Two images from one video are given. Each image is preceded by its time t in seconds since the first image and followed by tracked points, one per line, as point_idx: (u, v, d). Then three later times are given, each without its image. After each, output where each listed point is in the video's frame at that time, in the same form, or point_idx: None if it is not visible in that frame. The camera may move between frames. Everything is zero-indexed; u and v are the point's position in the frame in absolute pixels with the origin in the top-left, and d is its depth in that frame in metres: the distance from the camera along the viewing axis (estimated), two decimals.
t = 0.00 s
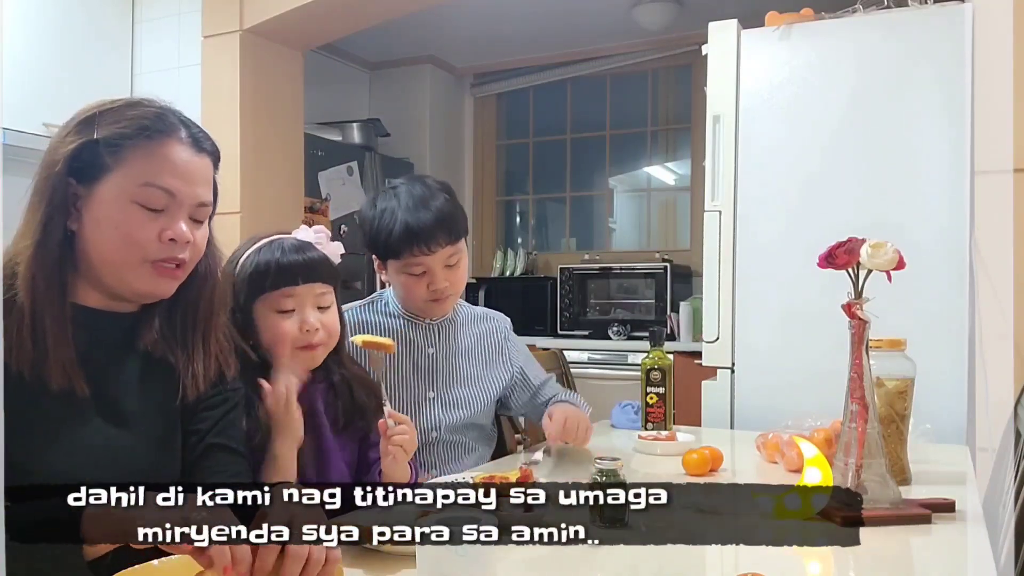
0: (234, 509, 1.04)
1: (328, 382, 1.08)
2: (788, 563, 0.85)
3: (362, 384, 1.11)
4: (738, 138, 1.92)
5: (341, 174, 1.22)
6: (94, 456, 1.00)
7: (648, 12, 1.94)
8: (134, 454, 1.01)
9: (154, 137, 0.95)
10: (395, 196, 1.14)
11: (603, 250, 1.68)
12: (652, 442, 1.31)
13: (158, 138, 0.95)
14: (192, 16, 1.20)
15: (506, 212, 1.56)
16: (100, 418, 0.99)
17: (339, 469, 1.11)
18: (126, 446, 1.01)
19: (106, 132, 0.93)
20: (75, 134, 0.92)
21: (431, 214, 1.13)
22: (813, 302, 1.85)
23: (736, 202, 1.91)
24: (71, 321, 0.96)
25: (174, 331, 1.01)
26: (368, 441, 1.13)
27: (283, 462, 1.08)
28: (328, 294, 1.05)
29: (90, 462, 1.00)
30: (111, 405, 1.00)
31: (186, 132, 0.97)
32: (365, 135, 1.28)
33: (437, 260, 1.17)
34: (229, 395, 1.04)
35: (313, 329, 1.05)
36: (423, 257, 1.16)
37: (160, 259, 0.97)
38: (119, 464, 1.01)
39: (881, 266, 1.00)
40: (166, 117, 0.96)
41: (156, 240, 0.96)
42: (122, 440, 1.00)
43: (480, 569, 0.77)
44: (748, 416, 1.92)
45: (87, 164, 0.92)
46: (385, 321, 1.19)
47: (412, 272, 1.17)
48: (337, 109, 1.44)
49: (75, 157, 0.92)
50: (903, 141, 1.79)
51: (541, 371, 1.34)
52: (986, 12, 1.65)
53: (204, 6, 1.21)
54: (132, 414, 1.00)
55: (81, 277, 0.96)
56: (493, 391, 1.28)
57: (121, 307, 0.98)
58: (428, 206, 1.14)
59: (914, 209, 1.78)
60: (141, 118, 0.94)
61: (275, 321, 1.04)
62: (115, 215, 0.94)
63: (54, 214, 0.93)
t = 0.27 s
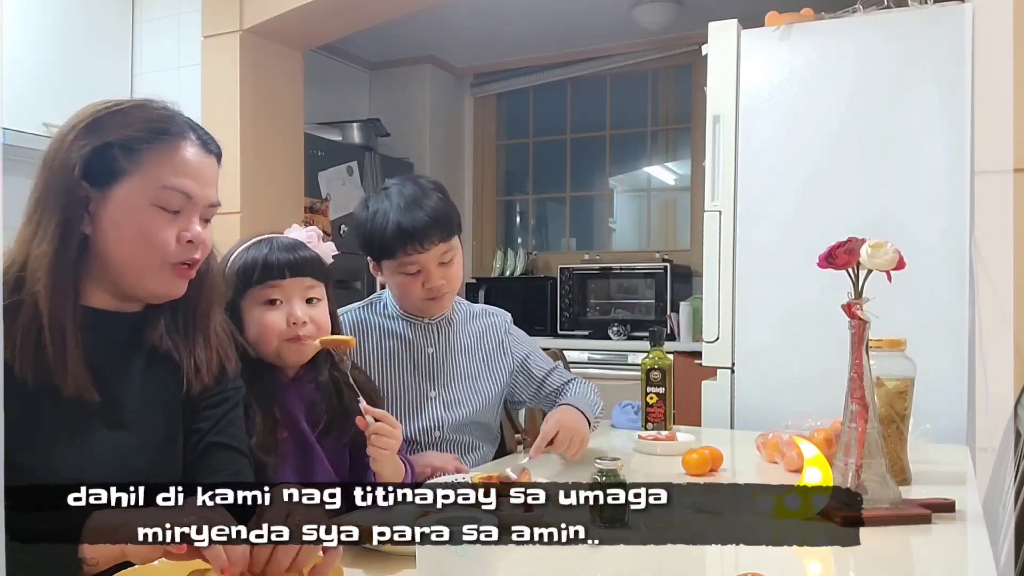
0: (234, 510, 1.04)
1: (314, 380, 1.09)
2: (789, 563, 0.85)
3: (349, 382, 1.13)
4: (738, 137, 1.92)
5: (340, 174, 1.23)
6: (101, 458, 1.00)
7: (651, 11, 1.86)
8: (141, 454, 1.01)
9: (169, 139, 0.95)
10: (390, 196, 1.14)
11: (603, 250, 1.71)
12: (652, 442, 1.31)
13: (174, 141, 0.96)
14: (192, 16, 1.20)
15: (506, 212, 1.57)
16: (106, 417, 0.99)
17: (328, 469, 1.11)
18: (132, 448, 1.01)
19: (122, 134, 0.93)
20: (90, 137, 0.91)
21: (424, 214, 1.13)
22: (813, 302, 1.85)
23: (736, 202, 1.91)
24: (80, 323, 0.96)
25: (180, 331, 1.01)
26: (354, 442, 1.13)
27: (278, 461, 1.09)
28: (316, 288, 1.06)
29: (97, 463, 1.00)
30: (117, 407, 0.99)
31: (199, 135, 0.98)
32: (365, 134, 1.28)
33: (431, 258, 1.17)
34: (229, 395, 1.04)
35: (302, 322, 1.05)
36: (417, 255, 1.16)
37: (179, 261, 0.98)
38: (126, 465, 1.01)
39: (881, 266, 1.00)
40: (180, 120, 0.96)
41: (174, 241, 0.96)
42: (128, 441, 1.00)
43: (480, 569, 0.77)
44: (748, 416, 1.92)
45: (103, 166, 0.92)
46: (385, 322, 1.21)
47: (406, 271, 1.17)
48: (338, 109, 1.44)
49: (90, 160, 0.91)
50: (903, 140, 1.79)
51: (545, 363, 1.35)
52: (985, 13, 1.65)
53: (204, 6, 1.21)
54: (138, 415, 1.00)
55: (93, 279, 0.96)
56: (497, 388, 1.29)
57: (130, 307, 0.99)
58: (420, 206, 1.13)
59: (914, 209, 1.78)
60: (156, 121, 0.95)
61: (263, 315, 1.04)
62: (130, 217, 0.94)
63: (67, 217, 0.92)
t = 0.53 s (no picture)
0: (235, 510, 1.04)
1: (323, 382, 1.10)
2: (789, 563, 0.85)
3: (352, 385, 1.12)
4: (738, 137, 1.91)
5: (340, 174, 1.22)
6: (101, 459, 1.00)
7: (652, 11, 1.73)
8: (141, 456, 1.01)
9: (172, 139, 0.96)
10: (393, 197, 1.14)
11: (604, 250, 1.64)
12: (652, 442, 1.31)
13: (177, 141, 0.96)
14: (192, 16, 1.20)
15: (506, 212, 1.57)
16: (107, 420, 0.99)
17: (329, 469, 1.11)
18: (132, 449, 1.01)
19: (124, 135, 0.93)
20: (92, 137, 0.92)
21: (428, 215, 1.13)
22: (812, 302, 1.85)
23: (736, 202, 1.91)
24: (81, 324, 0.96)
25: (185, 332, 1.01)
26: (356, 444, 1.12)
27: (280, 461, 1.09)
28: (325, 289, 1.06)
29: (97, 465, 1.00)
30: (117, 408, 0.99)
31: (202, 136, 0.98)
32: (365, 135, 1.27)
33: (434, 259, 1.17)
34: (229, 395, 1.04)
35: (313, 326, 1.06)
36: (419, 255, 1.16)
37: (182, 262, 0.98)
38: (126, 466, 1.01)
39: (881, 266, 1.00)
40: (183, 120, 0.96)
41: (176, 242, 0.96)
42: (127, 443, 1.00)
43: (480, 569, 0.77)
44: (748, 416, 1.92)
45: (105, 167, 0.92)
46: (387, 323, 1.22)
47: (409, 271, 1.17)
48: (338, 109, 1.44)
49: (92, 160, 0.92)
50: (903, 140, 1.79)
51: (547, 364, 1.35)
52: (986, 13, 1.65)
53: (204, 6, 1.21)
54: (138, 416, 1.00)
55: (96, 278, 0.96)
56: (497, 388, 1.30)
57: (131, 307, 0.99)
58: (424, 207, 1.14)
59: (914, 209, 1.79)
60: (159, 122, 0.95)
61: (275, 319, 1.04)
62: (133, 218, 0.95)
63: (69, 218, 0.92)
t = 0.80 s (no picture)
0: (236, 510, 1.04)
1: (328, 381, 1.10)
2: (789, 563, 0.85)
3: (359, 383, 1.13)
4: (738, 138, 1.91)
5: (340, 175, 1.23)
6: (100, 459, 1.00)
7: (651, 11, 1.77)
8: (139, 455, 1.01)
9: (156, 136, 0.95)
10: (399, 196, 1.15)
11: (603, 250, 1.67)
12: (652, 442, 1.31)
13: (161, 137, 0.95)
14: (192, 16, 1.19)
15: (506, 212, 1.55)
16: (105, 420, 0.99)
17: (334, 468, 1.11)
18: (131, 449, 1.01)
19: (107, 134, 0.92)
20: (76, 137, 0.91)
21: (433, 214, 1.14)
22: (812, 302, 1.85)
23: (736, 202, 1.91)
24: (78, 324, 0.96)
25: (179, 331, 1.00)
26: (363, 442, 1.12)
27: (284, 462, 1.09)
28: (325, 281, 1.07)
29: (96, 465, 1.00)
30: (116, 408, 0.99)
31: (187, 131, 0.97)
32: (365, 135, 1.29)
33: (439, 258, 1.17)
34: (229, 396, 1.03)
35: (321, 319, 1.06)
36: (424, 255, 1.16)
37: (170, 260, 0.97)
38: (125, 466, 1.01)
39: (881, 266, 1.00)
40: (167, 115, 0.96)
41: (163, 240, 0.96)
42: (127, 442, 1.01)
43: (480, 569, 0.77)
44: (748, 416, 1.92)
45: (90, 166, 0.92)
46: (392, 322, 1.21)
47: (414, 270, 1.17)
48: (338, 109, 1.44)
49: (77, 160, 0.91)
50: (903, 140, 1.79)
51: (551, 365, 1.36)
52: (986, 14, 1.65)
53: (204, 6, 1.20)
54: (136, 415, 1.00)
55: (89, 279, 0.96)
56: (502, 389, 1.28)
57: (127, 307, 0.98)
58: (429, 205, 1.14)
59: (914, 209, 1.78)
60: (142, 119, 0.94)
61: (280, 319, 1.04)
62: (121, 217, 0.94)
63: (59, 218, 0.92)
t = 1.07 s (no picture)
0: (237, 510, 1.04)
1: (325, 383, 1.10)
2: (789, 563, 0.85)
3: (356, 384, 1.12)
4: (738, 138, 1.91)
5: (341, 175, 1.22)
6: (99, 460, 1.00)
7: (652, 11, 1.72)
8: (137, 456, 1.01)
9: (133, 136, 0.95)
10: (400, 196, 1.15)
11: (603, 250, 1.64)
12: (652, 442, 1.31)
13: (139, 137, 0.95)
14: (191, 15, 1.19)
15: (506, 212, 1.55)
16: (103, 420, 0.99)
17: (334, 469, 1.11)
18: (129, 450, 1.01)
19: (84, 136, 0.93)
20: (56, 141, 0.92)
21: (434, 214, 1.14)
22: (812, 302, 1.85)
23: (736, 202, 1.91)
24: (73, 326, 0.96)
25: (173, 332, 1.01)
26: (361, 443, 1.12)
27: (284, 463, 1.09)
28: (329, 295, 1.07)
29: (94, 465, 1.00)
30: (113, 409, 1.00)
31: (165, 128, 0.96)
32: (365, 135, 1.29)
33: (441, 258, 1.17)
34: (228, 395, 1.03)
35: (317, 331, 1.07)
36: (426, 254, 1.17)
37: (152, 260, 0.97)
38: (123, 467, 1.01)
39: (881, 266, 1.00)
40: (145, 114, 0.95)
41: (143, 241, 0.95)
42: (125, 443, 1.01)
43: (480, 569, 0.77)
44: (748, 416, 1.92)
45: (69, 169, 0.92)
46: (394, 323, 1.21)
47: (416, 270, 1.18)
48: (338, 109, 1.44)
49: (58, 163, 0.92)
50: (903, 140, 1.79)
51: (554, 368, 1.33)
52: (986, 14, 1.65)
53: (204, 6, 1.20)
54: (134, 416, 1.00)
55: (77, 282, 0.96)
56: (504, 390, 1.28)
57: (122, 309, 0.99)
58: (431, 205, 1.14)
59: (913, 209, 1.79)
60: (120, 119, 0.94)
61: (279, 327, 1.04)
62: (104, 219, 0.94)
63: (46, 222, 0.93)
